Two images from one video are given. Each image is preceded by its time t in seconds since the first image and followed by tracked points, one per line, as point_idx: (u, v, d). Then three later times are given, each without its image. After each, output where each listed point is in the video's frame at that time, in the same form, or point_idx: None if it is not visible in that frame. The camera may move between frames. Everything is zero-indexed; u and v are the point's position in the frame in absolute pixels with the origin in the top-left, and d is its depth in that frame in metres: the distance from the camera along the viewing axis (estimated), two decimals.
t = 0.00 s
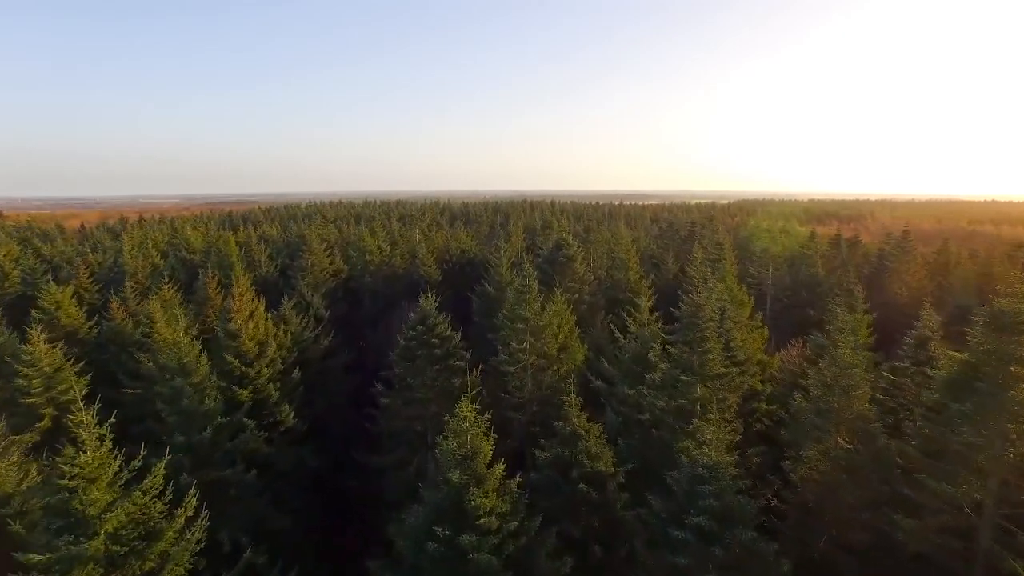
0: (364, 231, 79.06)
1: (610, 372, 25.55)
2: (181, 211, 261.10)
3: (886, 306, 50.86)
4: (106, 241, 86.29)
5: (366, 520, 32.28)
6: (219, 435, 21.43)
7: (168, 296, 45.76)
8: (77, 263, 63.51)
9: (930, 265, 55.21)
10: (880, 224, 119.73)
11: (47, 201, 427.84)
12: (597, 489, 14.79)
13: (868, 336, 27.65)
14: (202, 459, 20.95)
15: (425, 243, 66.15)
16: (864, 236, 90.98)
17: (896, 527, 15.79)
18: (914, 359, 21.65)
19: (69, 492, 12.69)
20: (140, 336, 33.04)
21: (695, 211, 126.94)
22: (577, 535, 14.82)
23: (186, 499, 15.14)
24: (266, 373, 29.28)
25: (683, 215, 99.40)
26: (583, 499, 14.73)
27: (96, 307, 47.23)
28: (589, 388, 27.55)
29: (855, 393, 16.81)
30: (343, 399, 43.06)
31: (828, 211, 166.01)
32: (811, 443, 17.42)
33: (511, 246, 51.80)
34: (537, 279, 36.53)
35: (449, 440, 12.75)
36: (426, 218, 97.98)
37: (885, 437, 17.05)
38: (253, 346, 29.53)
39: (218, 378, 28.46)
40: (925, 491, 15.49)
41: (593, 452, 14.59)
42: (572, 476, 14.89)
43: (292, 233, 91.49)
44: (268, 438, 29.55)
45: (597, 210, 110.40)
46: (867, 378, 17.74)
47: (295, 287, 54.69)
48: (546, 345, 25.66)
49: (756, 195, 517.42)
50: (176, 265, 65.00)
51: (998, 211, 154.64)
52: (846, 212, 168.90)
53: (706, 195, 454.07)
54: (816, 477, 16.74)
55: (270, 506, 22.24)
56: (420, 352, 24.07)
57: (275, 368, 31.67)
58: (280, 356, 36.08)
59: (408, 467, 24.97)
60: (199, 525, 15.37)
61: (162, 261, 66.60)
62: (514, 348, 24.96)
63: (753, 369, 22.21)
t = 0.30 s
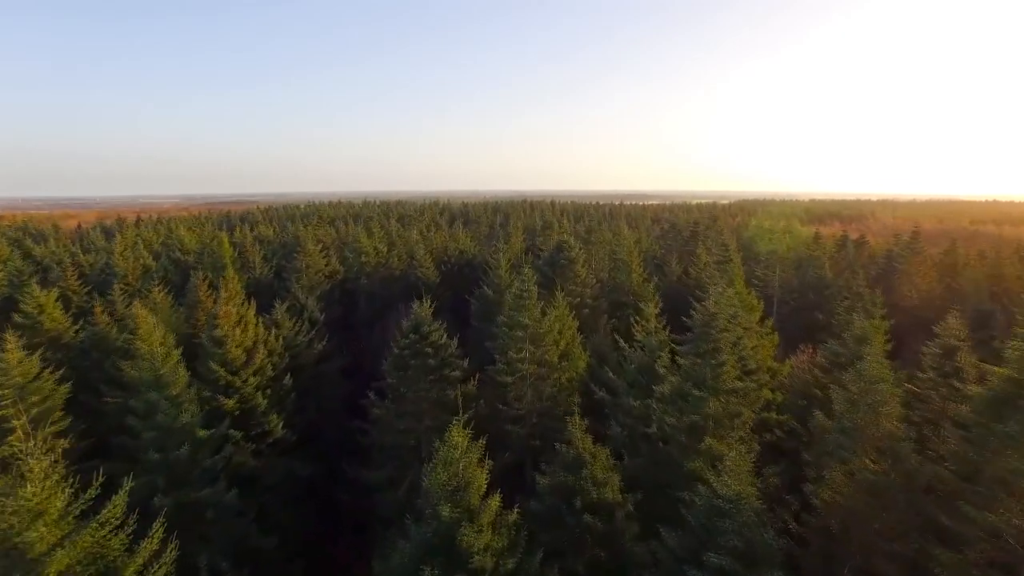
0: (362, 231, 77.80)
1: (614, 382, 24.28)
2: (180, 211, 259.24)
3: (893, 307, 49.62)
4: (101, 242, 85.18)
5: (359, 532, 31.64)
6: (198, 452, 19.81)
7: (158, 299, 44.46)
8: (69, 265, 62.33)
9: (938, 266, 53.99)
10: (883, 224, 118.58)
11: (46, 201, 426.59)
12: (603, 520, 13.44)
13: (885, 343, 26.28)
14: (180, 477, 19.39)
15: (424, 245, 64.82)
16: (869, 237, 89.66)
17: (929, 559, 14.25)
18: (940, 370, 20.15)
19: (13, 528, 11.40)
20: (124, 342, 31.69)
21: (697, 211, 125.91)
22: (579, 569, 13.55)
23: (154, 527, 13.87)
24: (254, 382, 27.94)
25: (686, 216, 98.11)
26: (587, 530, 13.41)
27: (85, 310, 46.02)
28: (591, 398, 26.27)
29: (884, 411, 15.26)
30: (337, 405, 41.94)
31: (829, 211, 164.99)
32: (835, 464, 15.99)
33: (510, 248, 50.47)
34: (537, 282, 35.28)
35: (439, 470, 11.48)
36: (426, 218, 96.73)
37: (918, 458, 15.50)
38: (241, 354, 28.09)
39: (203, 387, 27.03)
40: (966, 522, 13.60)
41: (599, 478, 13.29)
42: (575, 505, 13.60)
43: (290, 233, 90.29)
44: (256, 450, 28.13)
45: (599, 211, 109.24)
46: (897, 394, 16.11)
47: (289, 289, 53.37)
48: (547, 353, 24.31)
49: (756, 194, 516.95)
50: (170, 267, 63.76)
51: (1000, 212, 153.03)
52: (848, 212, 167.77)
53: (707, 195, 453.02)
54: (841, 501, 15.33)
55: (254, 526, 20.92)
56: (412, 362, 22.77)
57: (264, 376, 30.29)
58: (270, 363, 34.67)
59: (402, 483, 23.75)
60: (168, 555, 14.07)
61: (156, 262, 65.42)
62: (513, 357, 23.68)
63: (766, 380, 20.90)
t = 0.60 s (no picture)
0: (358, 231, 76.37)
1: (619, 393, 22.97)
2: (179, 211, 258.13)
3: (904, 309, 48.27)
4: (93, 243, 83.53)
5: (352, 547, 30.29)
6: (172, 470, 18.45)
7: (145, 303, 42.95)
8: (58, 266, 60.79)
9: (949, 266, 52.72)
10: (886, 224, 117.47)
11: (44, 201, 424.69)
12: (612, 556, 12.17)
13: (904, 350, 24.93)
14: (153, 497, 18.05)
15: (421, 245, 63.42)
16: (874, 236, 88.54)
17: None
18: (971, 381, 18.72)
19: None
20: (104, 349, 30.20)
21: (699, 211, 124.74)
22: None
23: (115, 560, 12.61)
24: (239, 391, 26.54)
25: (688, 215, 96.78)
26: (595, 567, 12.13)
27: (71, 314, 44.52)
28: (593, 408, 25.06)
29: (919, 431, 13.72)
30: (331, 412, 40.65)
31: (832, 211, 163.47)
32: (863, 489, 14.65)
33: (510, 249, 49.08)
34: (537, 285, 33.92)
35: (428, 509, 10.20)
36: (424, 218, 95.37)
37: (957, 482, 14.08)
38: (225, 361, 26.65)
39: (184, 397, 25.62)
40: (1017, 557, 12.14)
41: (605, 511, 12.04)
42: (581, 540, 12.30)
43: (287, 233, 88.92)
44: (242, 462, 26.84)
45: (599, 210, 107.98)
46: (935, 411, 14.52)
47: (283, 291, 51.93)
48: (547, 363, 22.99)
49: (757, 194, 514.97)
50: (161, 268, 62.22)
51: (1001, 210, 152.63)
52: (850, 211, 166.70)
53: (707, 195, 451.75)
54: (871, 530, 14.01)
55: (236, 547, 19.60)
56: (404, 373, 21.36)
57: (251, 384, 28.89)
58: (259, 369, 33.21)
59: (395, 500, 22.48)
60: None
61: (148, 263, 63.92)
62: (512, 367, 22.39)
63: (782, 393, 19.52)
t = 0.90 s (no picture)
0: (356, 232, 75.00)
1: (625, 403, 21.74)
2: (178, 211, 256.43)
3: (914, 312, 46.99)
4: (87, 243, 82.06)
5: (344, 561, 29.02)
6: (144, 491, 17.16)
7: (133, 305, 41.60)
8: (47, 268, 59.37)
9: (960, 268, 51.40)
10: (889, 224, 116.23)
11: (43, 201, 423.39)
12: None
13: (924, 359, 23.63)
14: (121, 521, 16.74)
15: (420, 246, 62.04)
16: (881, 237, 87.29)
17: None
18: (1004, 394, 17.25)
19: None
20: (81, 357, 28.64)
21: (701, 211, 123.62)
22: None
23: None
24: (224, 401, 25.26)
25: (690, 215, 95.38)
26: None
27: (57, 317, 43.22)
28: (596, 419, 23.92)
29: (959, 457, 12.37)
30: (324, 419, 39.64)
31: (835, 211, 161.99)
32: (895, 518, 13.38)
33: (510, 250, 47.75)
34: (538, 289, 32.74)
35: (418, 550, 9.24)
36: (423, 219, 94.13)
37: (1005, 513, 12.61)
38: (210, 369, 25.32)
39: (166, 408, 24.33)
40: None
41: (614, 549, 10.89)
42: None
43: (283, 233, 87.48)
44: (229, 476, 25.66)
45: (601, 210, 106.70)
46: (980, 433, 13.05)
47: (277, 294, 50.62)
48: (548, 374, 21.78)
49: (758, 194, 513.76)
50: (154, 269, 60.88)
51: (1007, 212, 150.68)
52: (853, 212, 165.44)
53: (708, 195, 450.62)
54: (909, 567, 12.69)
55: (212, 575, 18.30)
56: (395, 385, 19.98)
57: (238, 393, 27.55)
58: (248, 376, 31.92)
59: (385, 520, 21.13)
60: None
61: (141, 265, 62.58)
62: (512, 377, 21.29)
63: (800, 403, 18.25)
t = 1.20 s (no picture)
0: (353, 232, 73.56)
1: (631, 416, 20.39)
2: (177, 211, 254.73)
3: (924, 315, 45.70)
4: (79, 243, 80.50)
5: None
6: (111, 517, 15.86)
7: (120, 307, 40.20)
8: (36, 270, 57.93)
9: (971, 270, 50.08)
10: (893, 224, 114.87)
11: (41, 201, 422.21)
12: None
13: (947, 367, 22.25)
14: (86, 550, 15.43)
15: (417, 246, 60.63)
16: (886, 238, 86.03)
17: None
18: None
19: None
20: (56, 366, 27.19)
21: (703, 211, 122.22)
22: None
23: None
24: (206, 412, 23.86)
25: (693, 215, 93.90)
26: None
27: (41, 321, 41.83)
28: (601, 432, 22.59)
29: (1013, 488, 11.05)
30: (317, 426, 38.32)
31: (835, 211, 160.78)
32: (936, 553, 12.02)
33: (510, 251, 46.41)
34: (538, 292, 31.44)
35: None
36: (422, 219, 92.67)
37: None
38: (192, 378, 24.00)
39: (146, 420, 23.00)
40: None
41: None
42: None
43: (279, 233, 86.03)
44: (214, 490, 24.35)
45: (602, 210, 105.32)
46: None
47: (270, 296, 49.26)
48: (549, 385, 20.53)
49: (759, 194, 512.04)
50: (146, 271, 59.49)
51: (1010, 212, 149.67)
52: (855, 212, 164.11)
53: (708, 195, 449.26)
54: None
55: None
56: (384, 398, 18.54)
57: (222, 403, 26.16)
58: (235, 383, 30.55)
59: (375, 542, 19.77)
60: None
61: (132, 266, 61.18)
62: (510, 390, 19.99)
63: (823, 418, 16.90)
